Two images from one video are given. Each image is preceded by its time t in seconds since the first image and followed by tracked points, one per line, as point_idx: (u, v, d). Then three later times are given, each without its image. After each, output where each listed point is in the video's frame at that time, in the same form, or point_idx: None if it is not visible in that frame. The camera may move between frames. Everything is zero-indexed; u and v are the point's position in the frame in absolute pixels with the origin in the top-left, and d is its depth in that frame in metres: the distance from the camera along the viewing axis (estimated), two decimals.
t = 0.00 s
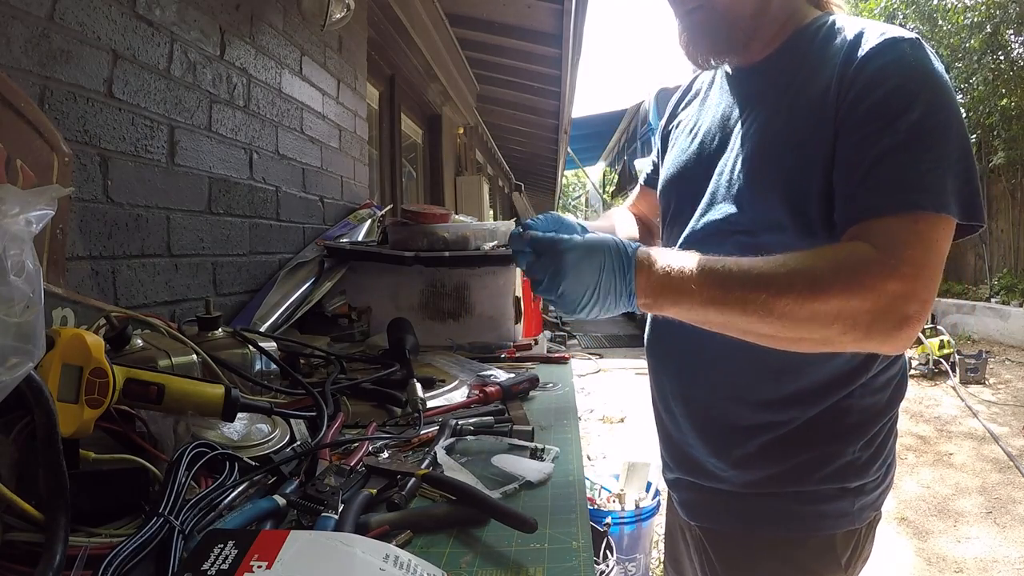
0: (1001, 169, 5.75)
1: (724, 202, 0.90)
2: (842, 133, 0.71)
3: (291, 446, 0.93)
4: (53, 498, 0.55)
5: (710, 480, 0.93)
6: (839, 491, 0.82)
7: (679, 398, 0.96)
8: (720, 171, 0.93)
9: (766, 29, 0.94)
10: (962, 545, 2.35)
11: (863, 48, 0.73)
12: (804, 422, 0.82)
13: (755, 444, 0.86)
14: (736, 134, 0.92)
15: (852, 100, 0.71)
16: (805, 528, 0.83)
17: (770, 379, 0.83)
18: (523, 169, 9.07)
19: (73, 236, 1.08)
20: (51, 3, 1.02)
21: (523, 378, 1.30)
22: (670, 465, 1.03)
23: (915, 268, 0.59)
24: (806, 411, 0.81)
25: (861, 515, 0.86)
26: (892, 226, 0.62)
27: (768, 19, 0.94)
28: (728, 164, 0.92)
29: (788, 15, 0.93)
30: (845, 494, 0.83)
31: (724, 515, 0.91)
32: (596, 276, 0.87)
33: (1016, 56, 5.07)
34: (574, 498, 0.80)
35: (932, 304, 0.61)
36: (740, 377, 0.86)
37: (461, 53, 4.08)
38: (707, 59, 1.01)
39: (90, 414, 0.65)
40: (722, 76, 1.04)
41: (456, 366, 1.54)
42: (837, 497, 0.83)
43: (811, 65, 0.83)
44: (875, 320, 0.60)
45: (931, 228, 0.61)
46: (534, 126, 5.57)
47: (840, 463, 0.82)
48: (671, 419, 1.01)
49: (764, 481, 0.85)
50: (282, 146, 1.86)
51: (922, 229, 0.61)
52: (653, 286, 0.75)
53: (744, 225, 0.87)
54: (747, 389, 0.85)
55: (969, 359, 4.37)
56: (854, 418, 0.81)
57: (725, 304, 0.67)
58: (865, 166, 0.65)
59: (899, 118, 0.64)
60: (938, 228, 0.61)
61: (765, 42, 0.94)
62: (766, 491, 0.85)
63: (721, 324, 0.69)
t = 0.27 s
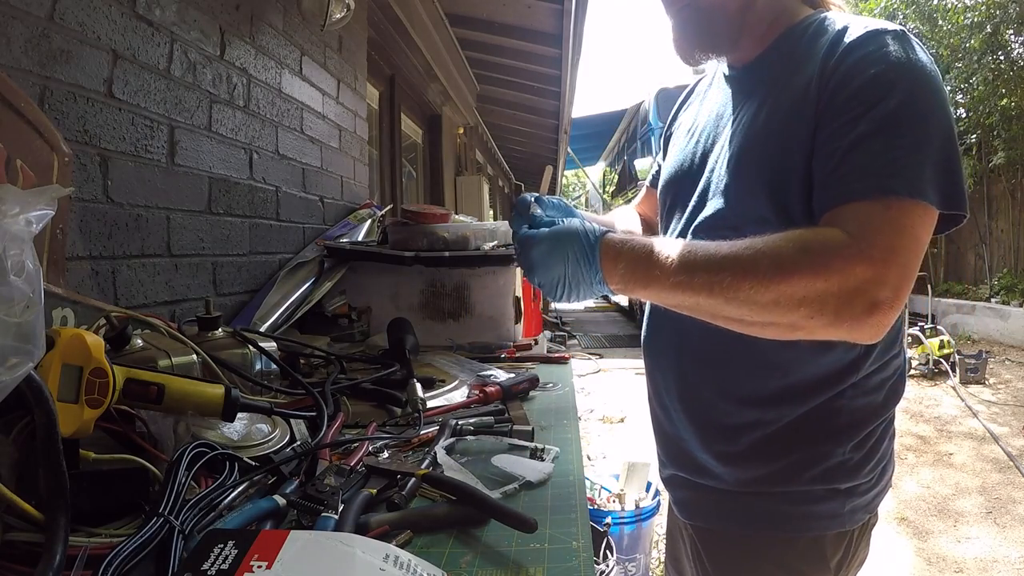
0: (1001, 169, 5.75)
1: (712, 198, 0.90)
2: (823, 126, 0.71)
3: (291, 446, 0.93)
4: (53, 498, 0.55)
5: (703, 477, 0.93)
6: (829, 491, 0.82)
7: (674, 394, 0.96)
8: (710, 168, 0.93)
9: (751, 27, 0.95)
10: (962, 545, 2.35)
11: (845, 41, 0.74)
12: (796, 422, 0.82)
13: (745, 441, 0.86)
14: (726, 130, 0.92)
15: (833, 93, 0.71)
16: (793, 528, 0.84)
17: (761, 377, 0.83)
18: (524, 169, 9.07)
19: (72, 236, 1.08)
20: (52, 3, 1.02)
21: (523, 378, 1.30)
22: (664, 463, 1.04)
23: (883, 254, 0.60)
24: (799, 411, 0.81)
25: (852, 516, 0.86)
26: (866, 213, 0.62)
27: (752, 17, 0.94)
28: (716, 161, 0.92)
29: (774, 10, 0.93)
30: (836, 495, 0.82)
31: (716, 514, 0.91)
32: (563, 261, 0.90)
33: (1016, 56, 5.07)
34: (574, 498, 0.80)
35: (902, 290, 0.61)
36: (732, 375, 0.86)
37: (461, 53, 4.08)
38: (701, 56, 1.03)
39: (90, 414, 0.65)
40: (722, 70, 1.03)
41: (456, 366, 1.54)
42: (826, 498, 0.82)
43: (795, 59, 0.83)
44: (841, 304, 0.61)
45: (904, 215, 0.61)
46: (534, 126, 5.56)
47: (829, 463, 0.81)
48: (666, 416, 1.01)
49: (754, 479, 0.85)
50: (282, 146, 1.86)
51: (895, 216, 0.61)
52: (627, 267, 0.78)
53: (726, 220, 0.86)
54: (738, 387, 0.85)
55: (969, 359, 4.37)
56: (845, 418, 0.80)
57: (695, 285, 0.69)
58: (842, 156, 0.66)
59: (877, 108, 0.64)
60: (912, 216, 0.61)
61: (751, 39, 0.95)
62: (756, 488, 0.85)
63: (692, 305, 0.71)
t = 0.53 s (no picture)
0: (1001, 169, 5.75)
1: (705, 196, 0.91)
2: (810, 123, 0.72)
3: (291, 446, 0.93)
4: (53, 498, 0.55)
5: (699, 476, 0.93)
6: (823, 492, 0.82)
7: (672, 392, 0.96)
8: (704, 167, 0.94)
9: (743, 27, 0.94)
10: (962, 545, 2.35)
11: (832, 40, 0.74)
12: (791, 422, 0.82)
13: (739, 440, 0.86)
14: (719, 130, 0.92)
15: (819, 89, 0.71)
16: (787, 528, 0.84)
17: (756, 375, 0.83)
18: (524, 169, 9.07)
19: (72, 236, 1.08)
20: (52, 3, 1.02)
21: (522, 378, 1.30)
22: (661, 461, 1.04)
23: (865, 245, 0.60)
24: (794, 410, 0.81)
25: (847, 517, 0.85)
26: (852, 205, 0.62)
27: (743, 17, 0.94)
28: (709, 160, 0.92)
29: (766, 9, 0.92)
30: (830, 495, 0.82)
31: (711, 512, 0.91)
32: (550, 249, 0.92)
33: (1016, 56, 5.06)
34: (574, 498, 0.80)
35: (883, 282, 0.61)
36: (727, 373, 0.86)
37: (461, 53, 4.08)
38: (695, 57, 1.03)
39: (90, 414, 0.65)
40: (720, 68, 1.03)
41: (456, 366, 1.54)
42: (821, 498, 0.82)
43: (784, 57, 0.84)
44: (821, 295, 0.62)
45: (888, 206, 0.61)
46: (534, 126, 5.56)
47: (824, 463, 0.81)
48: (663, 414, 1.01)
49: (749, 478, 0.85)
50: (282, 146, 1.87)
51: (879, 208, 0.61)
52: (610, 254, 0.78)
53: (717, 217, 0.87)
54: (733, 385, 0.85)
55: (969, 359, 4.37)
56: (839, 418, 0.80)
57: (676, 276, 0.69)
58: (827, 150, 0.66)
59: (860, 103, 0.64)
60: (896, 207, 0.61)
61: (743, 39, 0.95)
62: (750, 488, 0.86)
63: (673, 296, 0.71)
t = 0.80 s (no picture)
0: (1001, 169, 5.75)
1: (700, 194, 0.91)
2: (802, 120, 0.72)
3: (291, 446, 0.93)
4: (53, 498, 0.55)
5: (697, 475, 0.93)
6: (822, 492, 0.82)
7: (671, 391, 0.96)
8: (699, 166, 0.94)
9: (737, 30, 0.94)
10: (962, 545, 2.35)
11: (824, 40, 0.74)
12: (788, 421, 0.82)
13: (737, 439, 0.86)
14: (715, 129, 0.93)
15: (811, 87, 0.72)
16: (786, 528, 0.84)
17: (754, 374, 0.83)
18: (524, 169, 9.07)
19: (72, 236, 1.08)
20: (52, 3, 1.02)
21: (522, 378, 1.30)
22: (660, 461, 1.04)
23: (852, 240, 0.61)
24: (792, 410, 0.81)
25: (846, 517, 0.85)
26: (841, 201, 0.62)
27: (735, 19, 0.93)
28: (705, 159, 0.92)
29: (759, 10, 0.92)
30: (829, 495, 0.82)
31: (709, 512, 0.91)
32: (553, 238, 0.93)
33: (1016, 56, 5.06)
34: (574, 498, 0.80)
35: (872, 277, 0.61)
36: (724, 371, 0.86)
37: (461, 53, 4.08)
38: (691, 58, 1.03)
39: (90, 414, 0.65)
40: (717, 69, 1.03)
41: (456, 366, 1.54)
42: (819, 498, 0.82)
43: (779, 56, 0.84)
44: (809, 289, 0.62)
45: (878, 201, 0.61)
46: (534, 126, 5.56)
47: (822, 463, 0.81)
48: (661, 414, 1.01)
49: (747, 477, 0.85)
50: (282, 146, 1.87)
51: (868, 203, 0.61)
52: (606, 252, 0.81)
53: (712, 215, 0.87)
54: (731, 384, 0.85)
55: (969, 359, 4.37)
56: (838, 417, 0.80)
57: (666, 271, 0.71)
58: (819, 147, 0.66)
59: (851, 100, 0.65)
60: (885, 202, 0.61)
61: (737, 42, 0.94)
62: (748, 488, 0.86)
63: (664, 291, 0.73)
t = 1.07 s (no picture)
0: (1001, 169, 5.75)
1: (698, 193, 0.91)
2: (794, 114, 0.72)
3: (291, 446, 0.93)
4: (53, 498, 0.55)
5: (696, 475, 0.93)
6: (822, 492, 0.82)
7: (671, 390, 0.95)
8: (695, 165, 0.94)
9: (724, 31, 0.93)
10: (962, 545, 2.35)
11: (815, 34, 0.74)
12: (787, 422, 0.82)
13: (738, 439, 0.86)
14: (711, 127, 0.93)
15: (803, 79, 0.71)
16: (786, 528, 0.84)
17: (753, 374, 0.82)
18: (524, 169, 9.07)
19: (72, 236, 1.08)
20: (51, 3, 1.02)
21: (522, 378, 1.30)
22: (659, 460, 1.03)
23: (843, 231, 0.60)
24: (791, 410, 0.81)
25: (847, 517, 0.85)
26: (832, 193, 0.61)
27: (720, 19, 0.92)
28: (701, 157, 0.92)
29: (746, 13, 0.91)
30: (829, 495, 0.82)
31: (710, 513, 0.91)
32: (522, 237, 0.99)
33: (1016, 56, 5.05)
34: (574, 498, 0.80)
35: (864, 269, 0.60)
36: (724, 371, 0.86)
37: (461, 53, 4.07)
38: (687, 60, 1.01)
39: (90, 414, 0.65)
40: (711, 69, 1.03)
41: (456, 366, 1.54)
42: (819, 498, 0.82)
43: (771, 50, 0.83)
44: (799, 280, 0.61)
45: (868, 193, 0.60)
46: (534, 126, 5.56)
47: (823, 462, 0.81)
48: (660, 412, 1.00)
49: (748, 477, 0.85)
50: (282, 146, 1.87)
51: (858, 195, 0.60)
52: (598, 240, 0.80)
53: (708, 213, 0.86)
54: (731, 383, 0.85)
55: (969, 359, 4.37)
56: (838, 417, 0.80)
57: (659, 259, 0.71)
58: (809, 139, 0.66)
59: (842, 93, 0.64)
60: (875, 193, 0.60)
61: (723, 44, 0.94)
62: (748, 487, 0.85)
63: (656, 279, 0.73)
